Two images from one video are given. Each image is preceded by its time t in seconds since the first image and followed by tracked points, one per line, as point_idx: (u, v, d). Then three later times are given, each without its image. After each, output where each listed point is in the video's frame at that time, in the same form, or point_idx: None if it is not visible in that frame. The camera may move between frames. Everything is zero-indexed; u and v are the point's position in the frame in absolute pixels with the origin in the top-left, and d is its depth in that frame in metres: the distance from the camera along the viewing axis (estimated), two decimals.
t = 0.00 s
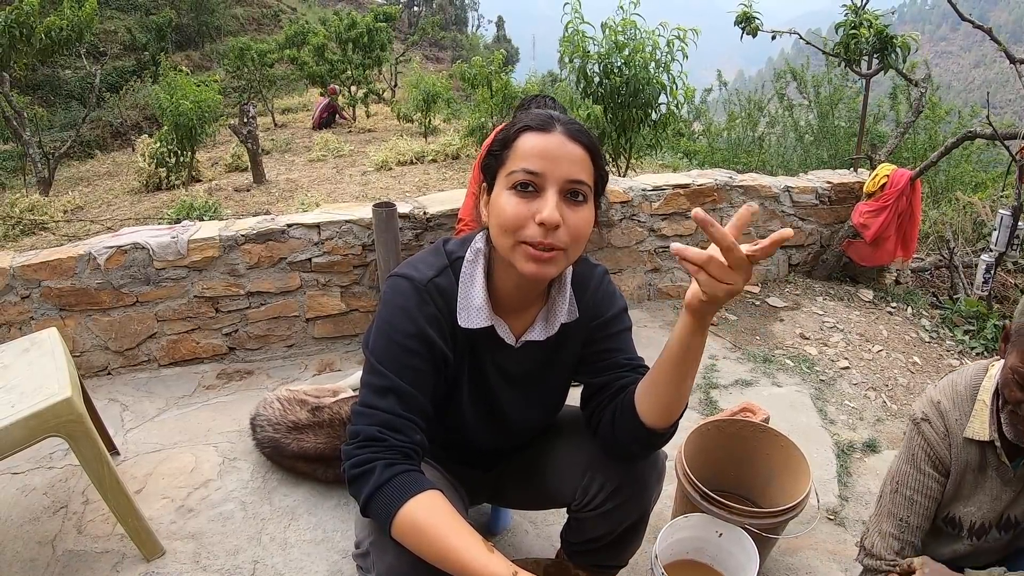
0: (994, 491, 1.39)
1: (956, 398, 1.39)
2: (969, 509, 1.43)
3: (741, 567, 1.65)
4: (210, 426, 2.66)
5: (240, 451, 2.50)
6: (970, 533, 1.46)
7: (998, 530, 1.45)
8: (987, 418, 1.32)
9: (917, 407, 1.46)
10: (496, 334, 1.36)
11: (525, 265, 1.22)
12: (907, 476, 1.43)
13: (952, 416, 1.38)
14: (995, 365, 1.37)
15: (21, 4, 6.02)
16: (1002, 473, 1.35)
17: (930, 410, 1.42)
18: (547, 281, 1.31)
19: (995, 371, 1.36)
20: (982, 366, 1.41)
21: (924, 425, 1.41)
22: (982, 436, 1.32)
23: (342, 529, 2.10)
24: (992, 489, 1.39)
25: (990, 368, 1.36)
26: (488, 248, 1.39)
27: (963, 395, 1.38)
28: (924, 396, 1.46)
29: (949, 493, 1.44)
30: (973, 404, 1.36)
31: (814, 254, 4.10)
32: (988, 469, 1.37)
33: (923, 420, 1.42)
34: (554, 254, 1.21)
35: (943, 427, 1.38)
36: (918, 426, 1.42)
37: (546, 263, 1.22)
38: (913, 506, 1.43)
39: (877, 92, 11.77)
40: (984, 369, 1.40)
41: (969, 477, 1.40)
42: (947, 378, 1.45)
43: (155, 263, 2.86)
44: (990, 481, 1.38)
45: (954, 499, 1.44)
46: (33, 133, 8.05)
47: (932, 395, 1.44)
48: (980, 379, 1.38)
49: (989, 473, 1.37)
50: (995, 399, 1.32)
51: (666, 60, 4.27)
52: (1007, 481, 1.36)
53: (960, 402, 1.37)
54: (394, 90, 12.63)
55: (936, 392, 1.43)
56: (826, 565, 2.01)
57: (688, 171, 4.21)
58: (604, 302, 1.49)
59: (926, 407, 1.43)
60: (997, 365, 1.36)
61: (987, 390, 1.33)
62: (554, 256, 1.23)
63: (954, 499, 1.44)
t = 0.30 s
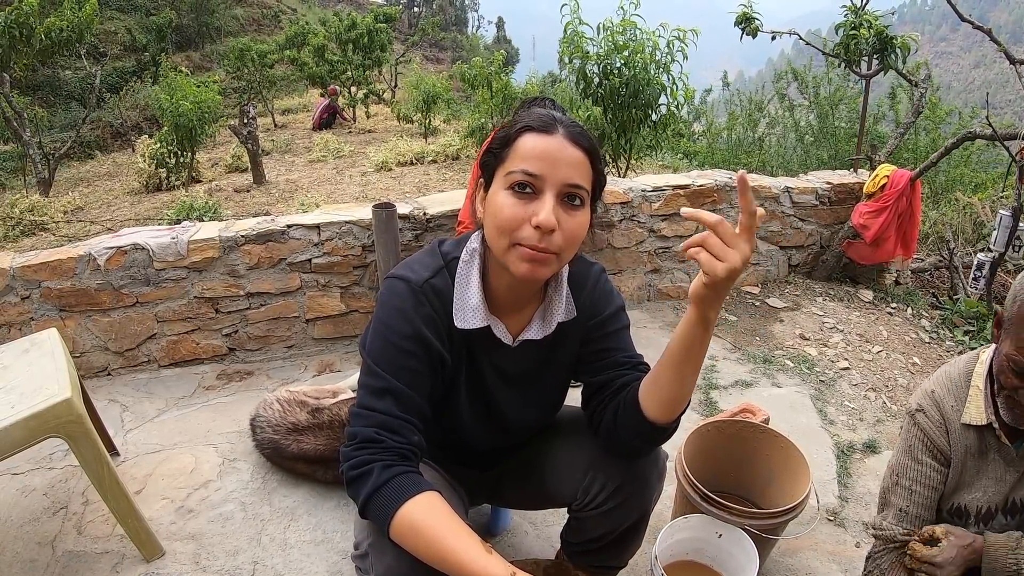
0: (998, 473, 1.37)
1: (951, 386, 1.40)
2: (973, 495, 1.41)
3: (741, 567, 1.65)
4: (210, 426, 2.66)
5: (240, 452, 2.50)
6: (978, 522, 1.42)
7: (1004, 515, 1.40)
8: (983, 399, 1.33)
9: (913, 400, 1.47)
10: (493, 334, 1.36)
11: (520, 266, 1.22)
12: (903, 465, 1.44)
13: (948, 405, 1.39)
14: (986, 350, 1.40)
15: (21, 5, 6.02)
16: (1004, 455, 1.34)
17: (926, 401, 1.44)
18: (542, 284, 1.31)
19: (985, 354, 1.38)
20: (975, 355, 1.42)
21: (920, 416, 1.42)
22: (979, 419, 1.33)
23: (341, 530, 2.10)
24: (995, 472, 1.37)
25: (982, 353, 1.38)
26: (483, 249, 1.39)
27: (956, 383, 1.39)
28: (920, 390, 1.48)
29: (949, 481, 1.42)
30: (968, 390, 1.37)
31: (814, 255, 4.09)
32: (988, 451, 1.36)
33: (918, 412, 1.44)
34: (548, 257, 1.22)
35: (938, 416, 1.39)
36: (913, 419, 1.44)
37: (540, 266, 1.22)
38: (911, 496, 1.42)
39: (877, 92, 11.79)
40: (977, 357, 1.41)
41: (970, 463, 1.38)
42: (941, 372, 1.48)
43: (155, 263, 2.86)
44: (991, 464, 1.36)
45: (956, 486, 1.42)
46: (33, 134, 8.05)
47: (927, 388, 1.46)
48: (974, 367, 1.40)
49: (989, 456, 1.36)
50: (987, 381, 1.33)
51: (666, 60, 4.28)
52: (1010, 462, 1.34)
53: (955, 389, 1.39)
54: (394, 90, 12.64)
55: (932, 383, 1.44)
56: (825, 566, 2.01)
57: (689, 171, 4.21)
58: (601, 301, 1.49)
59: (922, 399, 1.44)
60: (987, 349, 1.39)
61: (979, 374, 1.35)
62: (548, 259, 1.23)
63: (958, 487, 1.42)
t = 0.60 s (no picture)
0: (1005, 469, 1.39)
1: (953, 385, 1.41)
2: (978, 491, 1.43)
3: (742, 567, 1.65)
4: (210, 427, 2.66)
5: (240, 452, 2.50)
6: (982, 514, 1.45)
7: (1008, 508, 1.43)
8: (989, 397, 1.34)
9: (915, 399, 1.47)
10: (486, 330, 1.36)
11: (504, 261, 1.24)
12: (908, 461, 1.42)
13: (953, 402, 1.39)
14: (986, 348, 1.42)
15: (22, 5, 6.02)
16: (1011, 451, 1.37)
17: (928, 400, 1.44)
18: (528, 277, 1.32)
19: (986, 353, 1.40)
20: (975, 353, 1.44)
21: (923, 414, 1.42)
22: (986, 417, 1.34)
23: (342, 531, 2.10)
24: (1001, 469, 1.39)
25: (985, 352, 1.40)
26: (470, 246, 1.40)
27: (959, 381, 1.40)
28: (921, 387, 1.48)
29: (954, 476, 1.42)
30: (972, 389, 1.38)
31: (814, 255, 4.09)
32: (993, 449, 1.38)
33: (920, 409, 1.43)
34: (531, 251, 1.23)
35: (941, 414, 1.40)
36: (916, 416, 1.43)
37: (524, 260, 1.24)
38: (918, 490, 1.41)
39: (877, 92, 11.80)
40: (977, 355, 1.43)
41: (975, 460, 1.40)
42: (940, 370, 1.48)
43: (155, 264, 2.86)
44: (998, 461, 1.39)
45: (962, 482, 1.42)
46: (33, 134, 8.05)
47: (928, 386, 1.46)
48: (974, 365, 1.42)
49: (994, 453, 1.38)
50: (993, 379, 1.35)
51: (666, 61, 4.28)
52: (1017, 458, 1.37)
53: (958, 387, 1.40)
54: (395, 91, 12.64)
55: (933, 382, 1.45)
56: (826, 567, 2.01)
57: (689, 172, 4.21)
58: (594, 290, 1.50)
59: (924, 398, 1.44)
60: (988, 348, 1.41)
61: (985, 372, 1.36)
62: (532, 252, 1.24)
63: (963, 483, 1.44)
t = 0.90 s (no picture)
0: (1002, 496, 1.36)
1: (952, 415, 1.35)
2: (973, 510, 1.42)
3: (742, 568, 1.65)
4: (211, 428, 2.66)
5: (241, 452, 2.50)
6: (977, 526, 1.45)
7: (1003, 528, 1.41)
8: (987, 434, 1.27)
9: (913, 422, 1.43)
10: (479, 325, 1.37)
11: (492, 260, 1.25)
12: (893, 484, 1.45)
13: (949, 435, 1.34)
14: (995, 376, 1.31)
15: (23, 6, 6.02)
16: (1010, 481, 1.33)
17: (924, 426, 1.39)
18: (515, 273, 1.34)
19: (995, 382, 1.29)
20: (982, 377, 1.36)
21: (914, 443, 1.40)
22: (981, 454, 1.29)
23: (343, 531, 2.10)
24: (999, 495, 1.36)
25: (992, 381, 1.31)
26: (457, 243, 1.40)
27: (957, 410, 1.34)
28: (921, 409, 1.44)
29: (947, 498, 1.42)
30: (971, 421, 1.31)
31: (815, 256, 4.09)
32: (991, 475, 1.33)
33: (913, 438, 1.40)
34: (517, 250, 1.25)
35: (932, 445, 1.36)
36: (908, 443, 1.41)
37: (511, 259, 1.25)
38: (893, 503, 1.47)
39: (878, 93, 11.80)
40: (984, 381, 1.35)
41: (971, 485, 1.37)
42: (944, 391, 1.42)
43: (156, 264, 2.86)
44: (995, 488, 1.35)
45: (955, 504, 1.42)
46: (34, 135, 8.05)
47: (929, 410, 1.41)
48: (980, 392, 1.33)
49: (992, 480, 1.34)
50: (997, 416, 1.26)
51: (667, 62, 4.28)
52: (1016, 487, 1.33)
53: (956, 418, 1.34)
54: (395, 91, 12.65)
55: (932, 409, 1.39)
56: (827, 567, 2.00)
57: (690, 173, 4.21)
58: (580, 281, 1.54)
59: (920, 426, 1.40)
60: (998, 376, 1.30)
61: (987, 407, 1.27)
62: (519, 251, 1.26)
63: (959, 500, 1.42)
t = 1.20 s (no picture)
0: (985, 556, 1.38)
1: (949, 480, 1.33)
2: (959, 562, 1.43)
3: (742, 568, 1.65)
4: (211, 428, 2.66)
5: (241, 453, 2.50)
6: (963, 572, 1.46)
7: None
8: (981, 511, 1.26)
9: (911, 475, 1.41)
10: (483, 322, 1.37)
11: (498, 258, 1.25)
12: (886, 532, 1.46)
13: (941, 499, 1.34)
14: (1000, 453, 1.25)
15: (23, 6, 6.03)
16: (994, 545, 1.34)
17: (921, 484, 1.38)
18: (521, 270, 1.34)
19: (998, 460, 1.24)
20: (989, 443, 1.31)
21: (909, 499, 1.40)
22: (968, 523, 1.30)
23: (343, 531, 2.10)
24: (987, 554, 1.36)
25: (995, 456, 1.26)
26: (463, 242, 1.40)
27: (956, 477, 1.32)
28: (922, 461, 1.41)
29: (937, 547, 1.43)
30: (967, 491, 1.30)
31: (815, 256, 4.08)
32: (978, 534, 1.34)
33: (909, 493, 1.40)
34: (524, 248, 1.25)
35: (927, 506, 1.36)
36: (904, 497, 1.41)
37: (517, 257, 1.25)
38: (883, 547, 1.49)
39: (879, 93, 11.81)
40: (989, 450, 1.30)
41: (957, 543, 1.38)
42: (948, 445, 1.38)
43: (157, 265, 2.86)
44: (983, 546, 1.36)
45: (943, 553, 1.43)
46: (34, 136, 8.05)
47: (929, 465, 1.38)
48: (982, 462, 1.29)
49: (979, 538, 1.35)
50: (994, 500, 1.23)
51: (668, 62, 4.29)
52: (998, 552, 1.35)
53: (953, 484, 1.32)
54: (396, 91, 12.66)
55: (932, 469, 1.37)
56: (827, 568, 2.00)
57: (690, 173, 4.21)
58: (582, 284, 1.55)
59: (916, 483, 1.39)
60: (1003, 451, 1.24)
61: (984, 484, 1.25)
62: (525, 248, 1.26)
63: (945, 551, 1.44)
